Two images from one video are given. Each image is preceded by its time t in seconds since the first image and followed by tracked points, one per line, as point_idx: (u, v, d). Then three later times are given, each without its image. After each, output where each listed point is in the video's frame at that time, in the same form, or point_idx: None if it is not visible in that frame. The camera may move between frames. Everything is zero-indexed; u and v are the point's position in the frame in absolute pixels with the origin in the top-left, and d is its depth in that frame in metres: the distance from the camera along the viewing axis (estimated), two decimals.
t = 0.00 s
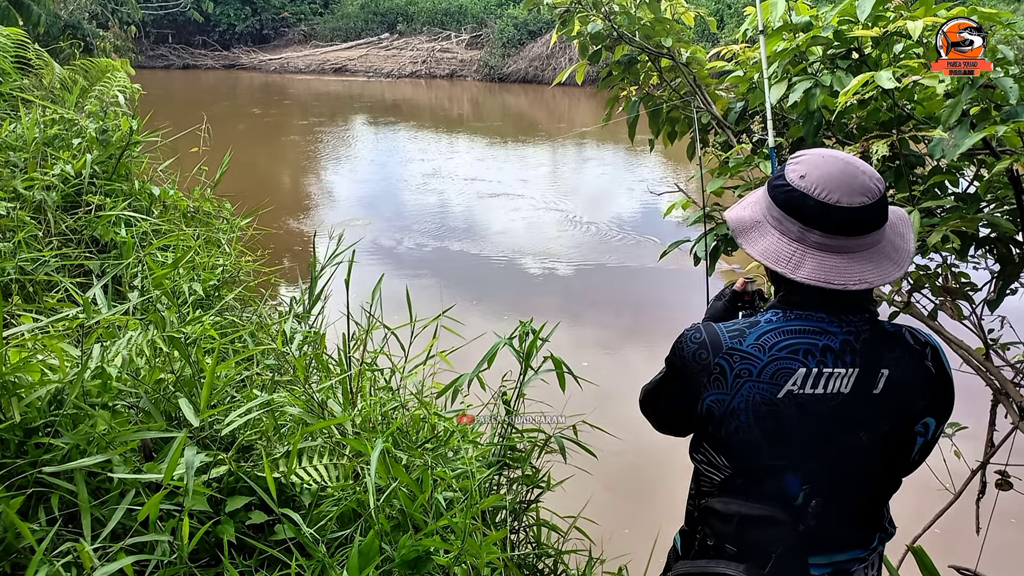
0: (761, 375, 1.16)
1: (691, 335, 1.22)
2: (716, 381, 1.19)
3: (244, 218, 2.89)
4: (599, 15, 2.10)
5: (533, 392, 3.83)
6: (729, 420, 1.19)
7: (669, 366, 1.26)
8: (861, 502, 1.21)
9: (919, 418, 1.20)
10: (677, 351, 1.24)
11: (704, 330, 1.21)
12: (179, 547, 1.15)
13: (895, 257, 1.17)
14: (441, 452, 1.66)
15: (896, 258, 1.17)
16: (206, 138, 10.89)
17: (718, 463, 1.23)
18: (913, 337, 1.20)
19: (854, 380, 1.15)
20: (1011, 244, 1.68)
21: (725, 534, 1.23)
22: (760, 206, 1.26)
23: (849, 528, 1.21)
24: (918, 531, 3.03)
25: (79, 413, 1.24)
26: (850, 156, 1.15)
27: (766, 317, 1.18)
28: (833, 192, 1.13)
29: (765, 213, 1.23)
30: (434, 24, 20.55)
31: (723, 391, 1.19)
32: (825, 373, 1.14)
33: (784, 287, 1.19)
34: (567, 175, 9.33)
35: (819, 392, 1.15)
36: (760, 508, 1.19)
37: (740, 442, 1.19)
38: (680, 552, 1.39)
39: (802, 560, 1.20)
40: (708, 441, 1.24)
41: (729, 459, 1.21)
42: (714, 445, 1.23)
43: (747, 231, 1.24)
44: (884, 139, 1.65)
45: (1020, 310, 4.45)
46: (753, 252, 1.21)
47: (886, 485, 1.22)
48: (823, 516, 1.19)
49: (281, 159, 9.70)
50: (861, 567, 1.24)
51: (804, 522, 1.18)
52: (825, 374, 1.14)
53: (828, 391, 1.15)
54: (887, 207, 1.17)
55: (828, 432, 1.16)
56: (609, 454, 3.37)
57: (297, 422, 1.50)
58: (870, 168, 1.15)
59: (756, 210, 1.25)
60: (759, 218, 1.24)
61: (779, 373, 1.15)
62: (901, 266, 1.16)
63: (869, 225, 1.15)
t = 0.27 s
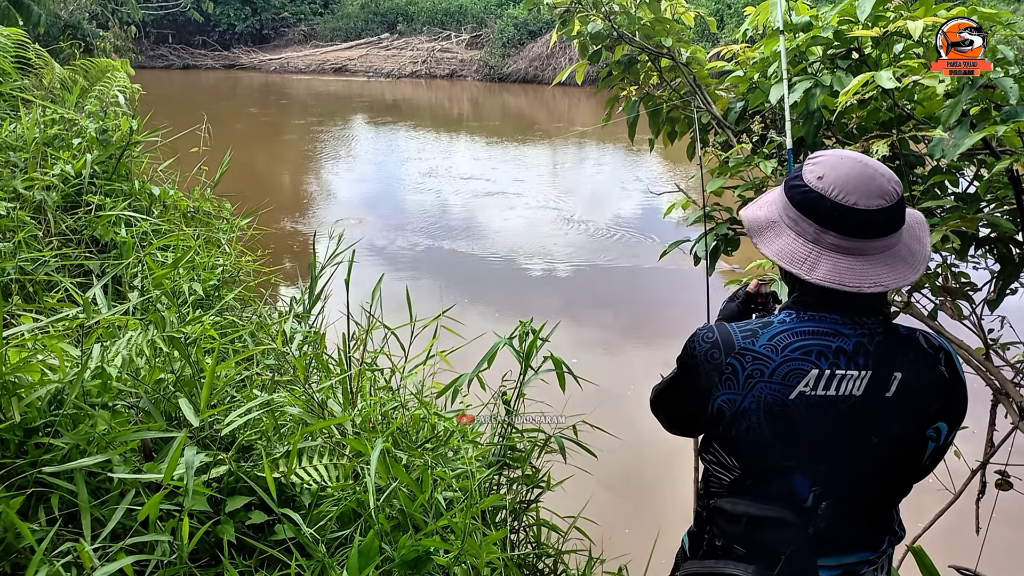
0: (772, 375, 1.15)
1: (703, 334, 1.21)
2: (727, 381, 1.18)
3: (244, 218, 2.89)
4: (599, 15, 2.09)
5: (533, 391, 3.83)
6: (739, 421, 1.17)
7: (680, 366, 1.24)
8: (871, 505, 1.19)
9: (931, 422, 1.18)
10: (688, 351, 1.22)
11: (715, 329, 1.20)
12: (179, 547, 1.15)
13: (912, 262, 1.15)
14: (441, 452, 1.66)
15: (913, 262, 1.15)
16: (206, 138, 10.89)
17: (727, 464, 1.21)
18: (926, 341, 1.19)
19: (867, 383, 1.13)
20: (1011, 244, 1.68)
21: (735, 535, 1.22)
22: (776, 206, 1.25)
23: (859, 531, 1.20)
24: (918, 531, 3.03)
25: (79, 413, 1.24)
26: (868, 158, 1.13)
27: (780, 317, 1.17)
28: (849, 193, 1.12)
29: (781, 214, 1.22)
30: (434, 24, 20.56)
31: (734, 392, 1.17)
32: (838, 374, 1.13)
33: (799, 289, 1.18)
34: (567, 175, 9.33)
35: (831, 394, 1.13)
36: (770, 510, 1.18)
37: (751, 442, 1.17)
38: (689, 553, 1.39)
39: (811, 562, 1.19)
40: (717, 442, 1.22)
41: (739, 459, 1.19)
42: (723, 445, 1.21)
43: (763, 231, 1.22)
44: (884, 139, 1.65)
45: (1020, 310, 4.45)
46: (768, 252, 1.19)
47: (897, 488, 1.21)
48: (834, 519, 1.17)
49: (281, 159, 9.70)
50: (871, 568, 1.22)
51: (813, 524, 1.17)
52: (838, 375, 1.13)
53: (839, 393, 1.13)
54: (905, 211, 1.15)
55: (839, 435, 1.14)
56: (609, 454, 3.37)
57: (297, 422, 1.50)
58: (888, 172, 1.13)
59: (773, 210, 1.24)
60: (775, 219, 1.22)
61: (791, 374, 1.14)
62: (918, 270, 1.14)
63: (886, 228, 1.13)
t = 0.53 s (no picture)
0: (780, 379, 1.14)
1: (711, 336, 1.20)
2: (734, 384, 1.17)
3: (244, 218, 2.89)
4: (599, 15, 2.10)
5: (533, 392, 3.83)
6: (745, 424, 1.17)
7: (686, 369, 1.24)
8: (875, 510, 1.19)
9: (940, 430, 1.17)
10: (695, 354, 1.21)
11: (723, 331, 1.19)
12: (179, 548, 1.15)
13: (923, 263, 1.14)
14: (441, 452, 1.66)
15: (924, 264, 1.14)
16: (206, 138, 10.89)
17: (732, 468, 1.21)
18: (937, 347, 1.18)
19: (875, 388, 1.13)
20: (1011, 244, 1.68)
21: (739, 537, 1.22)
22: (786, 208, 1.24)
23: (864, 536, 1.20)
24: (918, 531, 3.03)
25: (79, 413, 1.24)
26: (878, 159, 1.13)
27: (789, 321, 1.16)
28: (860, 193, 1.11)
29: (791, 215, 1.21)
30: (434, 24, 20.57)
31: (742, 395, 1.17)
32: (847, 379, 1.12)
33: (809, 290, 1.17)
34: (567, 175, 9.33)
35: (839, 399, 1.13)
36: (773, 514, 1.18)
37: (756, 446, 1.17)
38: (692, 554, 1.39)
39: (815, 565, 1.19)
40: (722, 446, 1.22)
41: (744, 464, 1.19)
42: (729, 449, 1.21)
43: (773, 232, 1.22)
44: (884, 139, 1.65)
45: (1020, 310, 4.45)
46: (778, 253, 1.18)
47: (903, 495, 1.20)
48: (837, 523, 1.18)
49: (281, 159, 9.70)
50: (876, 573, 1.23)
51: (817, 529, 1.17)
52: (846, 380, 1.12)
53: (847, 398, 1.13)
54: (915, 211, 1.15)
55: (845, 440, 1.14)
56: (609, 455, 3.37)
57: (297, 422, 1.50)
58: (898, 172, 1.13)
59: (782, 212, 1.23)
60: (785, 221, 1.22)
61: (799, 378, 1.13)
62: (929, 272, 1.13)
63: (897, 229, 1.12)
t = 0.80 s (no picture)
0: (785, 381, 1.14)
1: (716, 337, 1.20)
2: (740, 385, 1.17)
3: (244, 218, 2.89)
4: (599, 15, 2.09)
5: (533, 391, 3.82)
6: (750, 426, 1.17)
7: (691, 370, 1.24)
8: (881, 514, 1.19)
9: (947, 434, 1.17)
10: (701, 355, 1.22)
11: (729, 333, 1.19)
12: (179, 547, 1.15)
13: (931, 263, 1.14)
14: (441, 452, 1.66)
15: (932, 265, 1.14)
16: (206, 138, 10.89)
17: (736, 470, 1.21)
18: (944, 352, 1.17)
19: (881, 391, 1.12)
20: (1011, 244, 1.68)
21: (743, 540, 1.22)
22: (791, 210, 1.24)
23: (869, 540, 1.20)
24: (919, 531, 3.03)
25: (79, 413, 1.24)
26: (883, 160, 1.13)
27: (795, 322, 1.15)
28: (866, 193, 1.11)
29: (796, 217, 1.21)
30: (434, 24, 20.56)
31: (747, 396, 1.17)
32: (852, 382, 1.12)
33: (814, 291, 1.16)
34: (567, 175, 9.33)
35: (845, 401, 1.12)
36: (778, 516, 1.18)
37: (761, 448, 1.17)
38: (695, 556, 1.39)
39: (819, 568, 1.19)
40: (726, 448, 1.22)
41: (748, 465, 1.19)
42: (733, 451, 1.21)
43: (778, 234, 1.22)
44: (884, 139, 1.65)
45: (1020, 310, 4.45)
46: (784, 254, 1.18)
47: (908, 499, 1.20)
48: (842, 526, 1.18)
49: (281, 159, 9.70)
50: None
51: (821, 531, 1.17)
52: (852, 383, 1.12)
53: (853, 401, 1.12)
54: (921, 212, 1.14)
55: (849, 443, 1.14)
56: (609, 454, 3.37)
57: (297, 422, 1.50)
58: (903, 173, 1.13)
59: (787, 214, 1.23)
60: (791, 222, 1.22)
61: (804, 380, 1.13)
62: (937, 272, 1.13)
63: (903, 229, 1.12)
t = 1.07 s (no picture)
0: (789, 381, 1.14)
1: (720, 337, 1.20)
2: (743, 384, 1.17)
3: (244, 218, 2.89)
4: (599, 15, 2.09)
5: (533, 392, 3.83)
6: (753, 426, 1.17)
7: (695, 369, 1.24)
8: (885, 516, 1.19)
9: (952, 436, 1.16)
10: (705, 354, 1.22)
11: (733, 332, 1.19)
12: (179, 547, 1.15)
13: (936, 264, 1.14)
14: (441, 452, 1.66)
15: (937, 266, 1.14)
16: (206, 138, 10.89)
17: (739, 470, 1.22)
18: (949, 353, 1.17)
19: (885, 392, 1.12)
20: (1011, 244, 1.68)
21: (745, 541, 1.22)
22: (796, 211, 1.24)
23: (871, 542, 1.20)
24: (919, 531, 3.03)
25: (79, 413, 1.24)
26: (887, 160, 1.13)
27: (800, 322, 1.16)
28: (871, 193, 1.11)
29: (801, 218, 1.21)
30: (434, 24, 20.57)
31: (750, 396, 1.17)
32: (857, 383, 1.12)
33: (820, 292, 1.16)
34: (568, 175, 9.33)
35: (848, 403, 1.13)
36: (780, 517, 1.18)
37: (764, 449, 1.17)
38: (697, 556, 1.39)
39: (820, 569, 1.19)
40: (728, 448, 1.22)
41: (751, 465, 1.19)
42: (736, 451, 1.22)
43: (783, 235, 1.22)
44: (884, 139, 1.65)
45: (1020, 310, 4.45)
46: (789, 254, 1.18)
47: (912, 502, 1.19)
48: (844, 528, 1.17)
49: (281, 159, 9.70)
50: None
51: (823, 532, 1.17)
52: (856, 384, 1.12)
53: (856, 402, 1.13)
54: (926, 212, 1.15)
55: (853, 444, 1.14)
56: (608, 454, 3.37)
57: (297, 422, 1.50)
58: (908, 173, 1.13)
59: (792, 214, 1.23)
60: (796, 223, 1.21)
61: (808, 380, 1.13)
62: (942, 273, 1.13)
63: (909, 229, 1.12)
